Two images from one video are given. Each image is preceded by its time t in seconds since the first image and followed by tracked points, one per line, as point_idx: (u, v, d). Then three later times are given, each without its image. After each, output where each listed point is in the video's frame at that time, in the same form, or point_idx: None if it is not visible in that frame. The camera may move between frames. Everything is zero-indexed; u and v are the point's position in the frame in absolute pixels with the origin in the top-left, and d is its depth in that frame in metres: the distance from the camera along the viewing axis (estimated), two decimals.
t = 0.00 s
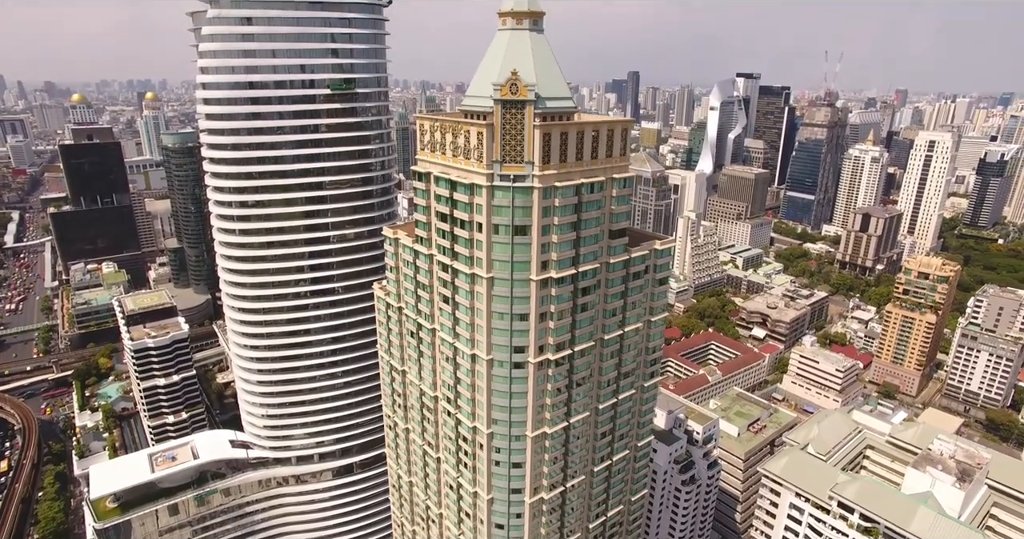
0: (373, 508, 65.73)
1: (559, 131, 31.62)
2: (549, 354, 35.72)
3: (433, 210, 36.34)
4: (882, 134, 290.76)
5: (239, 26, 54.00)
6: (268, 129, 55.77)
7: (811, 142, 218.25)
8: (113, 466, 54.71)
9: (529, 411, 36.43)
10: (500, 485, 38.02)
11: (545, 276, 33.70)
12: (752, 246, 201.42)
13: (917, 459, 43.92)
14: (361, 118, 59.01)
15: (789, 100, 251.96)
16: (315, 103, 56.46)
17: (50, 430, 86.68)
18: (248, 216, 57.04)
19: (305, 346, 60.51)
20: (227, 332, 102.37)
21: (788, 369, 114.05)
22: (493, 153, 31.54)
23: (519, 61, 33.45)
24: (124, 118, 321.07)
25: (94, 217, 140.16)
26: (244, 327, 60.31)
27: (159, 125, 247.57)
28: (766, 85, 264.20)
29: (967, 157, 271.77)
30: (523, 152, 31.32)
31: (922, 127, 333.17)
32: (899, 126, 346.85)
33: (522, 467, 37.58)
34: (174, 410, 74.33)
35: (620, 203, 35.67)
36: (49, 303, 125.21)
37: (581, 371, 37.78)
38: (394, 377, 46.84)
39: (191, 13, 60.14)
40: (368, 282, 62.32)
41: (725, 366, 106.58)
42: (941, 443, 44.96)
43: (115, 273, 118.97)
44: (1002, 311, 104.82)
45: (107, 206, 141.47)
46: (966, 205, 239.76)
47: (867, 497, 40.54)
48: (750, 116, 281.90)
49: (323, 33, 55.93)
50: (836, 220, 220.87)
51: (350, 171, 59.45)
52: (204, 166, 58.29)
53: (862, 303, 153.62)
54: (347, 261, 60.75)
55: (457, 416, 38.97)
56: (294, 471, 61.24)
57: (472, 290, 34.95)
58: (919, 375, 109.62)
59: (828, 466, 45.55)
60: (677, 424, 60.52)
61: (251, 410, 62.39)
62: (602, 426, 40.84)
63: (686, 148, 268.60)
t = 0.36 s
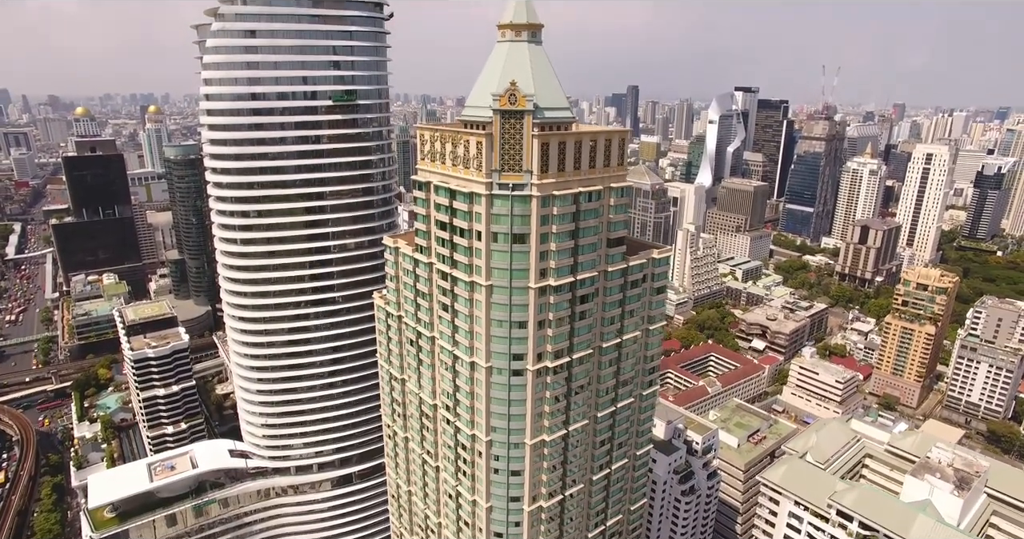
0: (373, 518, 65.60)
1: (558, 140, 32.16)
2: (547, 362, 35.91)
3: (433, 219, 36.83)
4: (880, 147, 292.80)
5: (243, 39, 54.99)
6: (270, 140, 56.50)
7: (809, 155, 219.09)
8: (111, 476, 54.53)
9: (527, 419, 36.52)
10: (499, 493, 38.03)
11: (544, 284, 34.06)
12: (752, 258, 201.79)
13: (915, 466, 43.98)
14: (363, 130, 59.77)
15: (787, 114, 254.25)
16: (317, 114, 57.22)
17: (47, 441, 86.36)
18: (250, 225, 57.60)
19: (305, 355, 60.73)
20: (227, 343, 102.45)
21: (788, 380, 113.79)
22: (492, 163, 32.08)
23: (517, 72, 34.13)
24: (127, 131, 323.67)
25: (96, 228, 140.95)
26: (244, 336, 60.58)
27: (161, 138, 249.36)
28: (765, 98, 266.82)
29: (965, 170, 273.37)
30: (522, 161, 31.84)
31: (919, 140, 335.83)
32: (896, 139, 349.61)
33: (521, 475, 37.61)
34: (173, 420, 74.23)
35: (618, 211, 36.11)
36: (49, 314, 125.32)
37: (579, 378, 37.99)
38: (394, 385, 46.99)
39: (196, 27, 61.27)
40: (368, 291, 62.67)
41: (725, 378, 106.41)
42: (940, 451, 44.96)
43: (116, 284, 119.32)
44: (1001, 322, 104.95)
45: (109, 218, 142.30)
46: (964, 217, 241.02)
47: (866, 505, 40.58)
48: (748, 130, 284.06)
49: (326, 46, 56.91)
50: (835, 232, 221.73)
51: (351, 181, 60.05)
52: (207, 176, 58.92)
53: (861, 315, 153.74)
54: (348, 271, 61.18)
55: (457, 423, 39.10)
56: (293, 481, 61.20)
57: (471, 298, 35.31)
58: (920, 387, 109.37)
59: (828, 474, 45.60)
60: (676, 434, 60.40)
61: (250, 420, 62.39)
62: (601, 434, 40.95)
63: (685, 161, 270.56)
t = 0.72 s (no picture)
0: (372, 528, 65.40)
1: (556, 149, 32.67)
2: (546, 369, 36.14)
3: (433, 227, 37.31)
4: (878, 159, 294.39)
5: (247, 50, 55.89)
6: (272, 150, 57.14)
7: (808, 167, 220.59)
8: (111, 484, 55.42)
9: (527, 426, 36.63)
10: (498, 500, 38.05)
11: (543, 291, 34.42)
12: (752, 269, 202.02)
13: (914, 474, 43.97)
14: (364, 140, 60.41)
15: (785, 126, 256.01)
16: (319, 125, 57.91)
17: (46, 452, 86.17)
18: (251, 235, 58.15)
19: (306, 363, 60.87)
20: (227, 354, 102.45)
21: (788, 391, 113.48)
22: (491, 171, 32.60)
23: (517, 82, 34.76)
24: (129, 144, 325.82)
25: (98, 239, 141.62)
26: (245, 345, 60.81)
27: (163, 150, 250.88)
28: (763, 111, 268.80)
29: (963, 182, 274.65)
30: (521, 169, 32.33)
31: (917, 152, 337.93)
32: (895, 152, 351.90)
33: (520, 482, 37.67)
34: (173, 430, 74.14)
35: (616, 219, 36.50)
36: (49, 325, 125.52)
37: (579, 385, 38.16)
38: (394, 393, 47.11)
39: (200, 39, 62.31)
40: (368, 300, 62.97)
41: (725, 389, 106.18)
42: (939, 458, 45.09)
43: (117, 295, 119.63)
44: (1001, 333, 104.81)
45: (111, 229, 143.01)
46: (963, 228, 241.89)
47: (866, 512, 40.54)
48: (748, 142, 285.65)
49: (328, 58, 57.82)
50: (834, 244, 222.41)
51: (352, 191, 60.61)
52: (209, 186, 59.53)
53: (861, 326, 153.62)
54: (348, 280, 61.55)
55: (456, 431, 39.20)
56: (292, 490, 61.18)
57: (471, 305, 35.61)
58: (921, 398, 109.04)
59: (827, 482, 45.75)
60: (676, 444, 60.24)
61: (250, 428, 62.43)
62: (600, 441, 41.03)
63: (685, 174, 272.13)
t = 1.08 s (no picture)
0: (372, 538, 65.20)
1: (555, 158, 33.18)
2: (546, 376, 36.30)
3: (434, 235, 37.77)
4: (878, 171, 295.72)
5: (250, 62, 56.83)
6: (275, 161, 57.83)
7: (807, 180, 221.75)
8: (110, 493, 55.69)
9: (527, 433, 36.72)
10: (498, 508, 38.04)
11: (542, 299, 34.75)
12: (753, 281, 202.05)
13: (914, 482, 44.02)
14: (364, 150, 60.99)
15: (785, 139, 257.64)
16: (321, 136, 58.59)
17: (45, 463, 85.95)
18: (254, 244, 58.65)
19: (306, 372, 61.01)
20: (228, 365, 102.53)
21: (790, 403, 113.04)
22: (492, 180, 33.08)
23: (516, 92, 35.38)
24: (132, 156, 328.18)
25: (101, 251, 142.30)
26: (246, 354, 61.04)
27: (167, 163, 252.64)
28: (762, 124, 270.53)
29: (963, 195, 275.69)
30: (520, 178, 32.81)
31: (917, 165, 339.63)
32: (894, 164, 353.75)
33: (520, 490, 37.67)
34: (173, 440, 74.02)
35: (615, 227, 36.93)
36: (51, 336, 125.71)
37: (578, 393, 38.34)
38: (394, 402, 47.19)
39: (205, 51, 63.42)
40: (369, 309, 63.27)
41: (726, 400, 105.76)
42: (939, 466, 45.15)
43: (118, 306, 119.94)
44: (1002, 344, 104.34)
45: (113, 240, 143.84)
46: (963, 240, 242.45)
47: (865, 520, 40.58)
48: (747, 155, 287.20)
49: (330, 70, 58.71)
50: (835, 256, 222.85)
51: (354, 201, 61.15)
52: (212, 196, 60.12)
53: (863, 337, 153.33)
54: (350, 289, 61.91)
55: (457, 438, 39.25)
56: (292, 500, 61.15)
57: (471, 313, 35.90)
58: (923, 409, 108.55)
59: (826, 490, 45.83)
60: (676, 453, 59.98)
61: (250, 438, 62.44)
62: (600, 450, 41.10)
63: (685, 187, 273.57)
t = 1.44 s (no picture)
0: None
1: (553, 167, 33.68)
2: (545, 384, 36.46)
3: (433, 244, 38.23)
4: (876, 183, 297.34)
5: (253, 73, 57.70)
6: (276, 171, 58.45)
7: (806, 192, 222.90)
8: (108, 503, 56.38)
9: (525, 441, 36.81)
10: (497, 516, 38.05)
11: (541, 306, 35.07)
12: (752, 293, 202.23)
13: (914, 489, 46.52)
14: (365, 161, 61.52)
15: (783, 152, 259.41)
16: (322, 146, 59.23)
17: (43, 475, 85.54)
18: (255, 254, 59.10)
19: (306, 381, 61.12)
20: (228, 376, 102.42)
21: (790, 414, 112.71)
22: (491, 189, 33.57)
23: (515, 102, 36.01)
24: (133, 169, 329.51)
25: (102, 262, 142.69)
26: (247, 363, 61.26)
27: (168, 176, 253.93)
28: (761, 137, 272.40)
29: (961, 206, 277.05)
30: (519, 187, 33.28)
31: (915, 177, 341.55)
32: (892, 176, 355.78)
33: (519, 498, 37.68)
34: (172, 451, 73.85)
35: (613, 236, 37.40)
36: (50, 347, 125.66)
37: (577, 401, 38.51)
38: (394, 411, 47.21)
39: (208, 63, 64.39)
40: (369, 318, 63.50)
41: (726, 411, 105.38)
42: (939, 475, 47.31)
43: (118, 317, 120.14)
44: (1001, 354, 104.21)
45: (114, 252, 144.34)
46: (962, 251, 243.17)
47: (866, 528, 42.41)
48: (746, 167, 288.67)
49: (332, 81, 59.59)
50: (834, 268, 223.45)
51: (355, 211, 61.64)
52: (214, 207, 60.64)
53: (863, 349, 153.13)
54: (350, 298, 62.22)
55: (456, 446, 39.34)
56: (291, 509, 61.24)
57: (470, 320, 36.14)
58: (923, 420, 108.07)
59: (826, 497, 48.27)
60: (676, 464, 59.77)
61: (250, 447, 62.41)
62: (599, 457, 41.18)
63: (685, 199, 274.72)
